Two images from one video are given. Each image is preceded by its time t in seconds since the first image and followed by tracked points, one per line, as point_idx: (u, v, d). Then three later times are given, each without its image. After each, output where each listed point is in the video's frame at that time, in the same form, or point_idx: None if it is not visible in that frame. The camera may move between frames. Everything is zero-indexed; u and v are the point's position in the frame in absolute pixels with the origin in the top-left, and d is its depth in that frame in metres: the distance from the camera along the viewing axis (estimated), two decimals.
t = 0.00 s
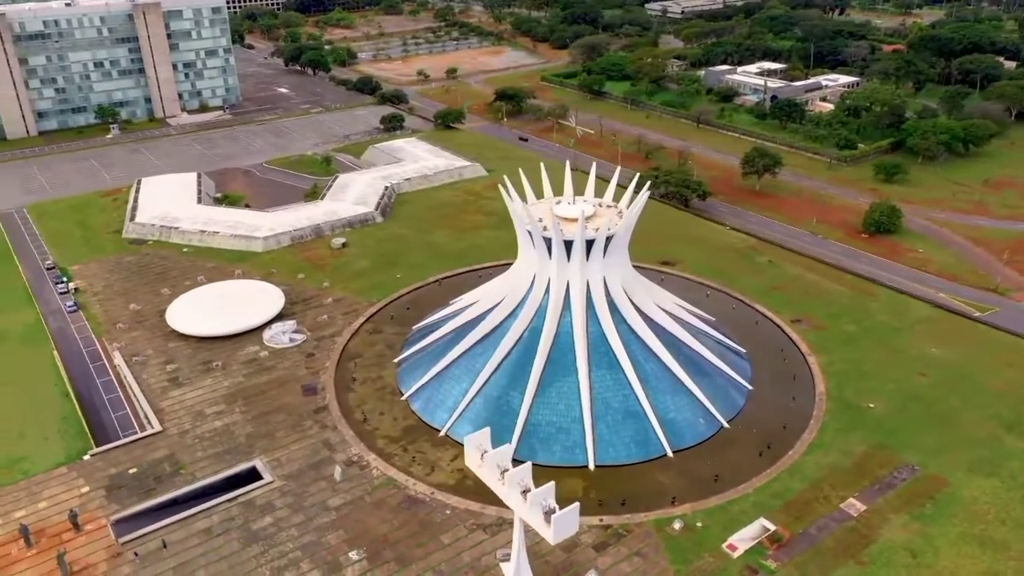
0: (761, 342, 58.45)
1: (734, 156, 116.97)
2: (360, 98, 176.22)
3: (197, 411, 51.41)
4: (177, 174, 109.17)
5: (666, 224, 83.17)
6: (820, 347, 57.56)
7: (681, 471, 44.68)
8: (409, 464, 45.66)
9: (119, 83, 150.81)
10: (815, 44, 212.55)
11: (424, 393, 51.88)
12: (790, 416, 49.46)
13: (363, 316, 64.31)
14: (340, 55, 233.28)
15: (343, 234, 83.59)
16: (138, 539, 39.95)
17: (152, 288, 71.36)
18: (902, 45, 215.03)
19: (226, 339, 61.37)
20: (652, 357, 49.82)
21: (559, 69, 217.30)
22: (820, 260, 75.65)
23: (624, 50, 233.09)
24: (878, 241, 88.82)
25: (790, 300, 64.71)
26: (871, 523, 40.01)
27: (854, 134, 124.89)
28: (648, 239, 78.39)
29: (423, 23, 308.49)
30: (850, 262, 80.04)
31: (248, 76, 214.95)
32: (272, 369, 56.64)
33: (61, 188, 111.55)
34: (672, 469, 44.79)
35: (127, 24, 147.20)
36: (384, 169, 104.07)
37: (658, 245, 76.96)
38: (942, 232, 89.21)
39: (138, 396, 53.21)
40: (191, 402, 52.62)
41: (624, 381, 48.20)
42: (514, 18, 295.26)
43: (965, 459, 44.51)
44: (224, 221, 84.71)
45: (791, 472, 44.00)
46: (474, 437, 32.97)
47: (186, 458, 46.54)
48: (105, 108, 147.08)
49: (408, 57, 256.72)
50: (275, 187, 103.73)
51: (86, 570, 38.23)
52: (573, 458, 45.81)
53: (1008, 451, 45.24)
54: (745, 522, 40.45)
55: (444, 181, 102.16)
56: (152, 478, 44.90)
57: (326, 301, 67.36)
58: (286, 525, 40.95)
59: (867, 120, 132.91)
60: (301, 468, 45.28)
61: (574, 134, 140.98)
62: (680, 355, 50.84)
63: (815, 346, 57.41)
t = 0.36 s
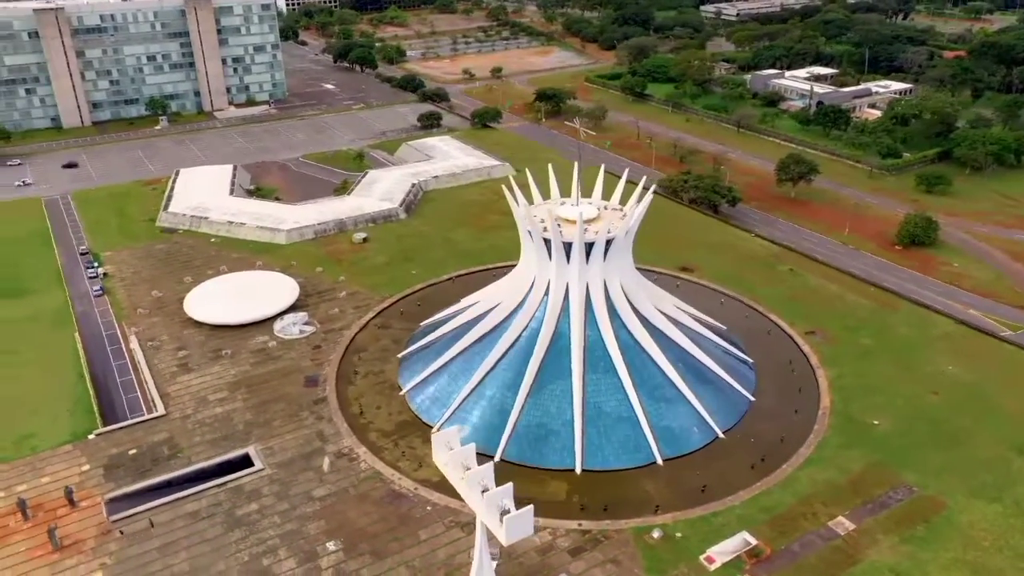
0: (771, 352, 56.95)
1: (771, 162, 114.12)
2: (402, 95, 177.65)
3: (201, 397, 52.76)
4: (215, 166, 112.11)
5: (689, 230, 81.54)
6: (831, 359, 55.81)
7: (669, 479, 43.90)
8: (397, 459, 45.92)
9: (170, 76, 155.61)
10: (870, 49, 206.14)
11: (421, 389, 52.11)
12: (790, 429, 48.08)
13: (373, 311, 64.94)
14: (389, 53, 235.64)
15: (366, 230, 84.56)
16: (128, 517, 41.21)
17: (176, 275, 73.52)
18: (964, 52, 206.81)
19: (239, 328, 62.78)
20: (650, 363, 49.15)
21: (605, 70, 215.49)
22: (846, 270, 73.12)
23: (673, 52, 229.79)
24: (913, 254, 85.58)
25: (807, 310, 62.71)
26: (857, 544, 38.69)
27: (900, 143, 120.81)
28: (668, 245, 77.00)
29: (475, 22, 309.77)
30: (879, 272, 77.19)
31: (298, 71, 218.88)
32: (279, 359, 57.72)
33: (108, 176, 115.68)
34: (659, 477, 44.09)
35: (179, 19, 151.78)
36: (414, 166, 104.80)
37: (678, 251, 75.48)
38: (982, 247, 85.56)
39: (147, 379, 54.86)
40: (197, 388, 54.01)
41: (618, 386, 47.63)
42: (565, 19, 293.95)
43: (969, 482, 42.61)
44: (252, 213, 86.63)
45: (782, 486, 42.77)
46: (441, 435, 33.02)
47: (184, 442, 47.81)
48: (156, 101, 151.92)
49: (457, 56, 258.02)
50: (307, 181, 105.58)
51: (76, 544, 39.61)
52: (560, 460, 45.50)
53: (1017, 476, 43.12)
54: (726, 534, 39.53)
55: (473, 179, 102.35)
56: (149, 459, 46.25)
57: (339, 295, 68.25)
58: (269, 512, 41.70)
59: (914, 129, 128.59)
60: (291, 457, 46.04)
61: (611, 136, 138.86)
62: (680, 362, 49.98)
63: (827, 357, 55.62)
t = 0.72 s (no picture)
0: (779, 361, 55.41)
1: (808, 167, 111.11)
2: (444, 93, 178.01)
3: (207, 384, 54.29)
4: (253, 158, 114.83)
5: (713, 235, 79.80)
6: (841, 370, 54.07)
7: (654, 487, 43.26)
8: (386, 453, 46.37)
9: (220, 71, 160.00)
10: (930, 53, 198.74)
11: (419, 384, 52.39)
12: (787, 441, 46.76)
13: (384, 306, 65.69)
14: (437, 51, 236.93)
15: (389, 225, 85.48)
16: (122, 496, 42.73)
17: (201, 265, 75.69)
18: None
19: (253, 317, 64.28)
20: (645, 368, 48.48)
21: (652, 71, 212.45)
22: (872, 283, 70.60)
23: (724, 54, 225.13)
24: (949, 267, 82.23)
25: (823, 321, 60.77)
26: (839, 563, 37.53)
27: (947, 151, 116.48)
28: (688, 249, 75.46)
29: (526, 22, 309.24)
30: (908, 284, 74.38)
31: (346, 68, 221.96)
32: (286, 349, 58.93)
33: (153, 166, 119.69)
34: (644, 484, 43.48)
35: (231, 15, 155.85)
36: (444, 163, 105.34)
37: (697, 256, 73.90)
38: None
39: (159, 364, 56.75)
40: (205, 374, 55.58)
41: (610, 390, 47.17)
42: (617, 19, 290.87)
43: (968, 506, 40.83)
44: (280, 206, 88.58)
45: (769, 499, 41.71)
46: (409, 430, 33.12)
47: (186, 426, 49.29)
48: (205, 95, 156.39)
49: (505, 55, 257.97)
50: (339, 176, 107.32)
51: (70, 518, 41.28)
52: (546, 462, 45.29)
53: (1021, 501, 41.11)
54: (705, 545, 38.70)
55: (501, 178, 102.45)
56: (149, 441, 47.83)
57: (354, 289, 69.23)
58: (255, 498, 42.64)
59: (964, 136, 123.91)
60: (283, 446, 46.97)
61: (648, 137, 135.53)
62: (677, 368, 49.14)
63: (836, 369, 53.92)
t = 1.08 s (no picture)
0: (788, 371, 53.69)
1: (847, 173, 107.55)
2: (486, 91, 177.37)
3: (215, 370, 55.61)
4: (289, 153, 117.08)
5: (736, 241, 77.75)
6: (852, 380, 52.17)
7: (641, 493, 42.32)
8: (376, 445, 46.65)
9: (267, 68, 163.70)
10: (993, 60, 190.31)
11: (417, 378, 52.36)
12: (785, 452, 45.24)
13: (395, 301, 66.06)
14: (484, 51, 237.44)
15: (411, 222, 86.14)
16: (118, 474, 44.11)
17: (225, 256, 77.69)
18: None
19: (267, 308, 65.58)
20: (642, 371, 47.54)
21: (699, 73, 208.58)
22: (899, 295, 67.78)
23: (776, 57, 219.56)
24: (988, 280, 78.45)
25: (840, 332, 58.50)
26: None
27: (997, 161, 111.34)
28: (708, 255, 73.59)
29: (578, 24, 307.31)
30: (940, 296, 71.24)
31: (393, 67, 223.76)
32: (295, 340, 59.90)
33: (195, 159, 123.13)
34: (629, 489, 42.60)
35: (279, 13, 159.24)
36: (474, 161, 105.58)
37: (717, 261, 72.00)
38: None
39: (172, 349, 58.45)
40: (214, 361, 56.96)
41: (603, 393, 46.34)
42: (671, 21, 286.12)
43: (968, 528, 38.90)
44: (308, 200, 90.18)
45: (757, 510, 40.49)
46: (380, 421, 33.38)
47: (188, 411, 50.59)
48: (252, 90, 160.22)
49: (554, 55, 257.01)
50: (371, 173, 108.64)
51: (67, 493, 42.81)
52: (534, 462, 44.70)
53: None
54: (683, 554, 37.86)
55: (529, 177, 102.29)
56: (152, 423, 49.26)
57: (368, 283, 69.94)
58: (244, 483, 43.48)
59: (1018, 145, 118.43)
60: (278, 434, 47.76)
61: (686, 140, 131.95)
62: (675, 374, 48.05)
63: (847, 379, 52.03)
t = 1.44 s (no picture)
0: (793, 383, 52.26)
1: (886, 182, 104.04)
2: (528, 90, 176.81)
3: (224, 358, 57.25)
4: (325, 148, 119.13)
5: (760, 247, 75.64)
6: (859, 394, 50.60)
7: (623, 499, 41.95)
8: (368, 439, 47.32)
9: (314, 63, 167.05)
10: None
11: (416, 375, 52.76)
12: (777, 464, 44.18)
13: (407, 297, 66.68)
14: (532, 51, 237.06)
15: (434, 219, 86.90)
16: (119, 455, 45.93)
17: (251, 247, 79.79)
18: None
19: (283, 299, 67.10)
20: (636, 377, 47.05)
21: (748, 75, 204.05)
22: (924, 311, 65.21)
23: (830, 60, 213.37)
24: None
25: (854, 345, 56.61)
26: None
27: None
28: (727, 260, 71.91)
29: (629, 24, 303.94)
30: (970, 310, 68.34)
31: (441, 64, 224.34)
32: (305, 331, 61.18)
33: (237, 151, 126.54)
34: (612, 495, 42.26)
35: (327, 10, 162.20)
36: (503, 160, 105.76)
37: (735, 267, 70.29)
38: None
39: (186, 335, 60.45)
40: (225, 349, 58.65)
41: (594, 397, 45.99)
42: (725, 22, 280.24)
43: (958, 554, 37.53)
44: (335, 195, 91.88)
45: (739, 523, 39.74)
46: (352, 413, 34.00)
47: (193, 396, 52.25)
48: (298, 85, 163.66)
49: (602, 55, 254.92)
50: (402, 169, 109.87)
51: (70, 470, 44.83)
52: (520, 462, 44.69)
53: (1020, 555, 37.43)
54: (657, 562, 37.44)
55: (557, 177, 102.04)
56: (157, 407, 51.10)
57: (383, 278, 70.86)
58: (236, 469, 44.70)
59: None
60: (275, 423, 48.93)
61: (724, 143, 128.66)
62: (670, 382, 47.37)
63: (853, 392, 50.55)
